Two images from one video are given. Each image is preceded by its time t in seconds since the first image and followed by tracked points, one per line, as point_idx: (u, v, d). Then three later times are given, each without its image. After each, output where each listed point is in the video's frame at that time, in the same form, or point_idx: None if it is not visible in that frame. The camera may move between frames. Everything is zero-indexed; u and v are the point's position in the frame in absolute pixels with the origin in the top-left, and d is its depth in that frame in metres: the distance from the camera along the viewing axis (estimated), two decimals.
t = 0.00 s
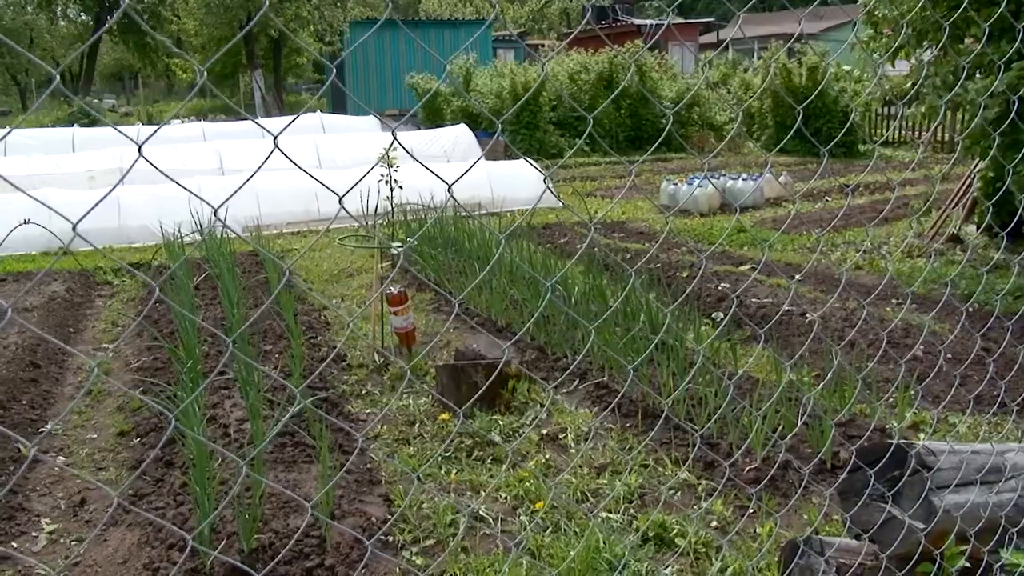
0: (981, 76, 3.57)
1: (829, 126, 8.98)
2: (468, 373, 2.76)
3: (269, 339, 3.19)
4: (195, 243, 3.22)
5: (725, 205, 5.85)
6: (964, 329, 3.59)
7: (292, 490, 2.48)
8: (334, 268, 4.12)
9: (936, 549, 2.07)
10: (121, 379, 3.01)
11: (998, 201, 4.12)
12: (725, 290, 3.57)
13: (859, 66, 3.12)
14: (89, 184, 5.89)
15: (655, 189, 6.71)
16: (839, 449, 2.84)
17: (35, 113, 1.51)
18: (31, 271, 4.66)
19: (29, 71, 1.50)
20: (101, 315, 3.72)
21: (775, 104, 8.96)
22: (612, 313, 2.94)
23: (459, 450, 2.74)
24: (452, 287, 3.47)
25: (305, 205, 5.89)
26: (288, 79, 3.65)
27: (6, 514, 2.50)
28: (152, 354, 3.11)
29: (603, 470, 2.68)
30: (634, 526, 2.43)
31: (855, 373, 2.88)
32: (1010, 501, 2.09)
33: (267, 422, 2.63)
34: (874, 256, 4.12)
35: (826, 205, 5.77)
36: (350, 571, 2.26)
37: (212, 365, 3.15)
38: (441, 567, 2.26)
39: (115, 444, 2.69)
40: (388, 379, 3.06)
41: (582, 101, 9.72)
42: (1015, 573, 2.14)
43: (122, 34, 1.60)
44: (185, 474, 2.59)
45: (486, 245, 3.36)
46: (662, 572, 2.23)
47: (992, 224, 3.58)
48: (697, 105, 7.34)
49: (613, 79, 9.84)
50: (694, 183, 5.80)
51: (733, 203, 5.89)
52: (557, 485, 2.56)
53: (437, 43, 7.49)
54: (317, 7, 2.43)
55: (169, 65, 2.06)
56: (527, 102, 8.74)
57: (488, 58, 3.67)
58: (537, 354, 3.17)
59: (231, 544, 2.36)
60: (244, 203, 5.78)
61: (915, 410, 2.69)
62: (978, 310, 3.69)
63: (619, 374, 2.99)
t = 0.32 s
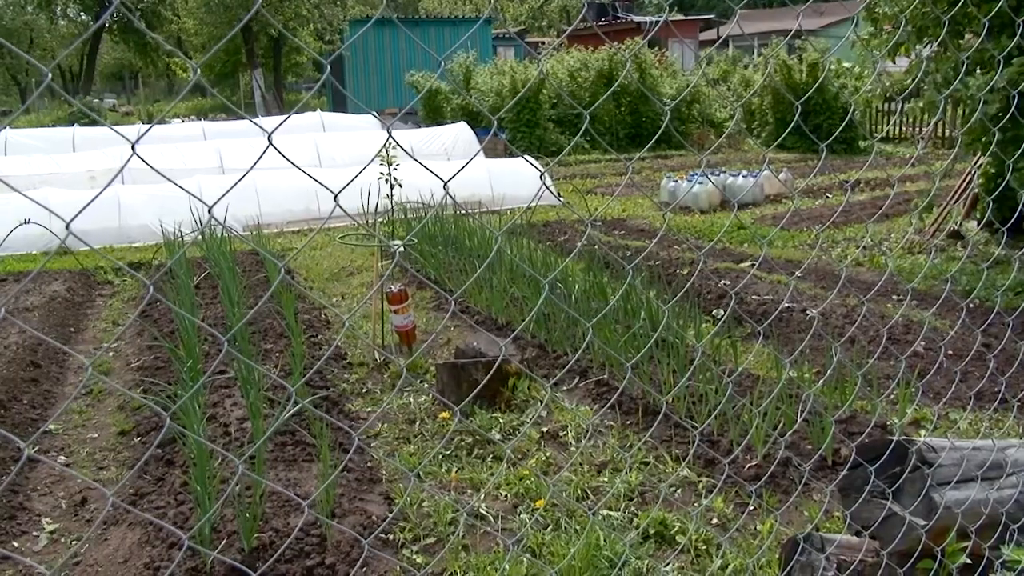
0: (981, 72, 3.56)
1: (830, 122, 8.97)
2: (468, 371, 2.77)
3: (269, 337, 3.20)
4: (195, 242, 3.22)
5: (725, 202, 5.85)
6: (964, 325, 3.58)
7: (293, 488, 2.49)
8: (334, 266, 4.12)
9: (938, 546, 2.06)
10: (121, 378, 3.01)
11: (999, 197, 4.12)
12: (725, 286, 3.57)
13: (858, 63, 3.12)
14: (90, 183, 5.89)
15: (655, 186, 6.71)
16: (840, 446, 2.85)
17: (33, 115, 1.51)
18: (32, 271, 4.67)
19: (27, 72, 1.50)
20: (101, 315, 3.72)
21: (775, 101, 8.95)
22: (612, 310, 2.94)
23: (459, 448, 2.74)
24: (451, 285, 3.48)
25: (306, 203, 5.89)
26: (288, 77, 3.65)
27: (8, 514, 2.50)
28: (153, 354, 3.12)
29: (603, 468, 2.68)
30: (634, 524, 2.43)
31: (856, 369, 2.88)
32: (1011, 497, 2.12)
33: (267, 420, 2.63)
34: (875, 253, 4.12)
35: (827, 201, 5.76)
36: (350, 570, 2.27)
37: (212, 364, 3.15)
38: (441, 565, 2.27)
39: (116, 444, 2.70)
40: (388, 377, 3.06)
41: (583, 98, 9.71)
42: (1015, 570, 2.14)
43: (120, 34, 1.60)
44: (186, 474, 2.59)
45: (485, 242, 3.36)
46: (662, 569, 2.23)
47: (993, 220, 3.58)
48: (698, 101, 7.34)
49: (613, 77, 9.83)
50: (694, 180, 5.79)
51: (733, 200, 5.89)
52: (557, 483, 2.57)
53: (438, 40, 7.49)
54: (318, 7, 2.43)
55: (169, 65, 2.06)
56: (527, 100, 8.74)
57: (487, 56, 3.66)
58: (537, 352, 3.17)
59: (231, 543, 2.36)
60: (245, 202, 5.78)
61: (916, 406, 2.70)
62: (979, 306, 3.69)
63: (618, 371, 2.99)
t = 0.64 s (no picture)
0: (983, 69, 3.56)
1: (831, 120, 8.96)
2: (469, 369, 2.76)
3: (270, 336, 3.19)
4: (196, 241, 3.22)
5: (727, 200, 5.84)
6: (966, 322, 3.58)
7: (294, 487, 2.48)
8: (335, 265, 4.11)
9: (939, 544, 2.06)
10: (122, 377, 3.01)
11: (1000, 194, 4.11)
12: (726, 284, 3.56)
13: (860, 60, 3.12)
14: (91, 182, 5.88)
15: (656, 184, 6.70)
16: (841, 444, 2.85)
17: (32, 115, 1.50)
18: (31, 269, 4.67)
19: (27, 71, 1.49)
20: (102, 314, 3.72)
21: (777, 99, 8.93)
22: (613, 309, 2.93)
23: (460, 446, 2.74)
24: (452, 283, 3.47)
25: (307, 202, 5.89)
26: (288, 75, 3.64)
27: (9, 513, 2.50)
28: (154, 352, 3.11)
29: (604, 466, 2.68)
30: (636, 522, 2.43)
31: (857, 367, 2.88)
32: (1011, 495, 2.12)
33: (269, 419, 2.63)
34: (876, 251, 4.11)
35: (828, 199, 5.75)
36: (351, 568, 2.27)
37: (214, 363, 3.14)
38: (443, 564, 2.27)
39: (117, 442, 2.70)
40: (390, 376, 3.05)
41: (583, 96, 9.69)
42: (1016, 569, 2.15)
43: (121, 32, 1.59)
44: (187, 472, 2.59)
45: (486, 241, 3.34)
46: (663, 568, 2.23)
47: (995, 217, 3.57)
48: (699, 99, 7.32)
49: (613, 75, 9.81)
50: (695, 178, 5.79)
51: (734, 198, 5.88)
52: (558, 481, 2.57)
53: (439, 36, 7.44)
54: (318, 5, 2.43)
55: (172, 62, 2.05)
56: (528, 97, 8.72)
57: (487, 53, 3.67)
58: (539, 350, 3.17)
59: (233, 541, 2.37)
60: (246, 200, 5.78)
61: (917, 405, 2.70)
62: (981, 304, 3.68)
63: (620, 369, 2.98)
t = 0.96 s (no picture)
0: (988, 66, 3.55)
1: (835, 118, 8.92)
2: (474, 367, 2.76)
3: (274, 334, 3.18)
4: (200, 239, 3.22)
5: (731, 198, 5.83)
6: (971, 321, 3.57)
7: (299, 485, 2.48)
8: (339, 264, 4.11)
9: (944, 542, 2.08)
10: (126, 376, 3.01)
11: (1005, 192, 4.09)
12: (730, 283, 3.55)
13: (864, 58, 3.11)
14: (95, 180, 5.88)
15: (660, 182, 6.69)
16: (846, 443, 2.84)
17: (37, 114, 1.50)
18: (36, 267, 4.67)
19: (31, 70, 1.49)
20: (106, 313, 3.72)
21: (781, 97, 8.91)
22: (618, 308, 2.93)
23: (465, 445, 2.74)
24: (456, 282, 3.46)
25: (311, 201, 5.90)
26: (291, 74, 3.64)
27: (15, 511, 2.51)
28: (158, 351, 3.11)
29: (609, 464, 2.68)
30: (640, 521, 2.43)
31: (862, 366, 2.87)
32: (1017, 494, 2.11)
33: (273, 417, 2.64)
34: (881, 249, 4.09)
35: (832, 197, 5.74)
36: (355, 567, 2.28)
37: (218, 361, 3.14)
38: (447, 562, 2.27)
39: (122, 441, 2.70)
40: (394, 374, 3.05)
41: (588, 95, 9.67)
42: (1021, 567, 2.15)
43: (124, 31, 1.59)
44: (192, 470, 2.59)
45: (490, 239, 3.33)
46: (667, 566, 2.24)
47: (1001, 216, 3.56)
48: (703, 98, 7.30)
49: (618, 73, 9.79)
50: (699, 177, 5.79)
51: (739, 196, 5.87)
52: (563, 480, 2.57)
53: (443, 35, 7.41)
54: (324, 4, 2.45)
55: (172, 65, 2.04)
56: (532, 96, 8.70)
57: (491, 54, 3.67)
58: (543, 349, 3.17)
59: (237, 540, 2.37)
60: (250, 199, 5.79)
61: (921, 404, 2.69)
62: (986, 303, 3.67)
63: (624, 368, 2.98)
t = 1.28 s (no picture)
0: (997, 67, 3.54)
1: (842, 119, 8.90)
2: (481, 367, 2.76)
3: (282, 333, 3.18)
4: (207, 238, 3.22)
5: (738, 198, 5.81)
6: (978, 322, 3.56)
7: (306, 483, 2.48)
8: (346, 263, 4.11)
9: (953, 544, 2.05)
10: (134, 373, 3.01)
11: (1013, 193, 4.08)
12: (738, 283, 3.54)
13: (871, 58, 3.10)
14: (102, 178, 5.89)
15: (666, 182, 6.68)
16: (853, 443, 2.84)
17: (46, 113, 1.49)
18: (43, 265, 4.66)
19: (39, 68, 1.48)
20: (113, 310, 3.72)
21: (788, 97, 8.89)
22: (625, 307, 2.92)
23: (472, 444, 2.73)
24: (464, 281, 3.45)
25: (317, 200, 5.88)
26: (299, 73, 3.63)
27: (24, 508, 2.52)
28: (166, 349, 3.11)
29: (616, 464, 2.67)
30: (648, 520, 2.43)
31: (870, 366, 2.87)
32: None
33: (281, 416, 2.64)
34: (889, 250, 4.08)
35: (839, 197, 5.73)
36: (363, 566, 2.28)
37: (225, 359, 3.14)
38: (455, 561, 2.27)
39: (130, 439, 2.70)
40: (401, 373, 3.05)
41: (594, 94, 9.65)
42: None
43: (132, 29, 1.58)
44: (199, 468, 2.59)
45: (497, 238, 3.32)
46: (675, 566, 2.23)
47: (1009, 217, 3.55)
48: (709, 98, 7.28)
49: (624, 73, 9.77)
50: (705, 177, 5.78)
51: (746, 196, 5.85)
52: (571, 479, 2.56)
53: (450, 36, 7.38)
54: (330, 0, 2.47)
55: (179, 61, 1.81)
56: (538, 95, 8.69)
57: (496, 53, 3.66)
58: (550, 348, 3.17)
59: (245, 538, 2.38)
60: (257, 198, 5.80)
61: (929, 404, 2.69)
62: (994, 303, 3.66)
63: (632, 368, 2.97)
